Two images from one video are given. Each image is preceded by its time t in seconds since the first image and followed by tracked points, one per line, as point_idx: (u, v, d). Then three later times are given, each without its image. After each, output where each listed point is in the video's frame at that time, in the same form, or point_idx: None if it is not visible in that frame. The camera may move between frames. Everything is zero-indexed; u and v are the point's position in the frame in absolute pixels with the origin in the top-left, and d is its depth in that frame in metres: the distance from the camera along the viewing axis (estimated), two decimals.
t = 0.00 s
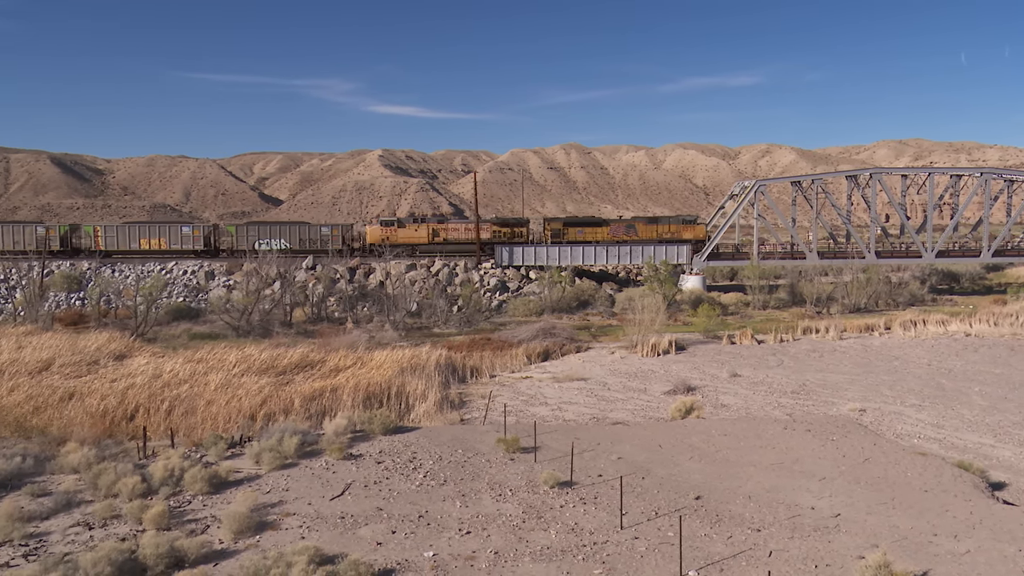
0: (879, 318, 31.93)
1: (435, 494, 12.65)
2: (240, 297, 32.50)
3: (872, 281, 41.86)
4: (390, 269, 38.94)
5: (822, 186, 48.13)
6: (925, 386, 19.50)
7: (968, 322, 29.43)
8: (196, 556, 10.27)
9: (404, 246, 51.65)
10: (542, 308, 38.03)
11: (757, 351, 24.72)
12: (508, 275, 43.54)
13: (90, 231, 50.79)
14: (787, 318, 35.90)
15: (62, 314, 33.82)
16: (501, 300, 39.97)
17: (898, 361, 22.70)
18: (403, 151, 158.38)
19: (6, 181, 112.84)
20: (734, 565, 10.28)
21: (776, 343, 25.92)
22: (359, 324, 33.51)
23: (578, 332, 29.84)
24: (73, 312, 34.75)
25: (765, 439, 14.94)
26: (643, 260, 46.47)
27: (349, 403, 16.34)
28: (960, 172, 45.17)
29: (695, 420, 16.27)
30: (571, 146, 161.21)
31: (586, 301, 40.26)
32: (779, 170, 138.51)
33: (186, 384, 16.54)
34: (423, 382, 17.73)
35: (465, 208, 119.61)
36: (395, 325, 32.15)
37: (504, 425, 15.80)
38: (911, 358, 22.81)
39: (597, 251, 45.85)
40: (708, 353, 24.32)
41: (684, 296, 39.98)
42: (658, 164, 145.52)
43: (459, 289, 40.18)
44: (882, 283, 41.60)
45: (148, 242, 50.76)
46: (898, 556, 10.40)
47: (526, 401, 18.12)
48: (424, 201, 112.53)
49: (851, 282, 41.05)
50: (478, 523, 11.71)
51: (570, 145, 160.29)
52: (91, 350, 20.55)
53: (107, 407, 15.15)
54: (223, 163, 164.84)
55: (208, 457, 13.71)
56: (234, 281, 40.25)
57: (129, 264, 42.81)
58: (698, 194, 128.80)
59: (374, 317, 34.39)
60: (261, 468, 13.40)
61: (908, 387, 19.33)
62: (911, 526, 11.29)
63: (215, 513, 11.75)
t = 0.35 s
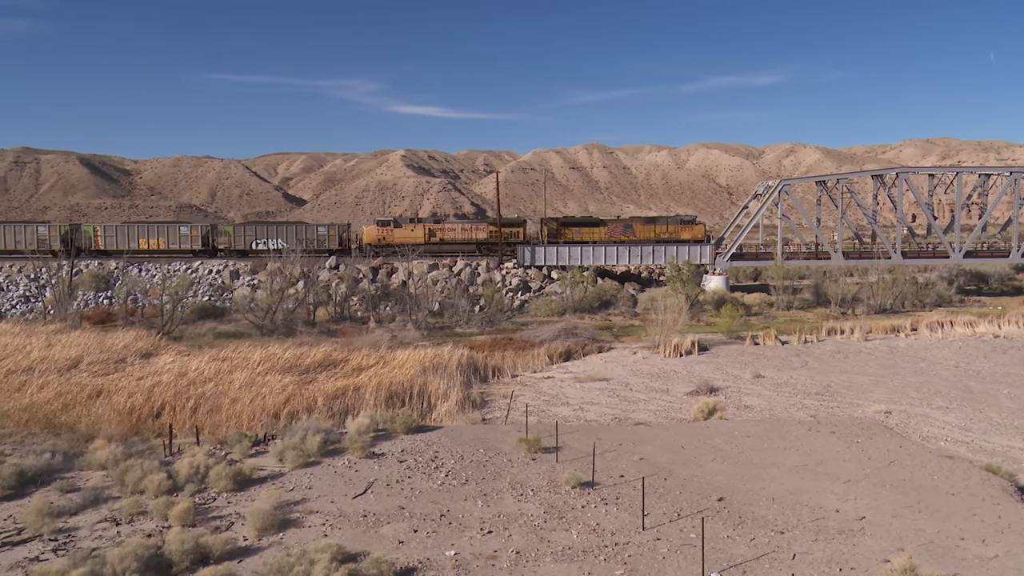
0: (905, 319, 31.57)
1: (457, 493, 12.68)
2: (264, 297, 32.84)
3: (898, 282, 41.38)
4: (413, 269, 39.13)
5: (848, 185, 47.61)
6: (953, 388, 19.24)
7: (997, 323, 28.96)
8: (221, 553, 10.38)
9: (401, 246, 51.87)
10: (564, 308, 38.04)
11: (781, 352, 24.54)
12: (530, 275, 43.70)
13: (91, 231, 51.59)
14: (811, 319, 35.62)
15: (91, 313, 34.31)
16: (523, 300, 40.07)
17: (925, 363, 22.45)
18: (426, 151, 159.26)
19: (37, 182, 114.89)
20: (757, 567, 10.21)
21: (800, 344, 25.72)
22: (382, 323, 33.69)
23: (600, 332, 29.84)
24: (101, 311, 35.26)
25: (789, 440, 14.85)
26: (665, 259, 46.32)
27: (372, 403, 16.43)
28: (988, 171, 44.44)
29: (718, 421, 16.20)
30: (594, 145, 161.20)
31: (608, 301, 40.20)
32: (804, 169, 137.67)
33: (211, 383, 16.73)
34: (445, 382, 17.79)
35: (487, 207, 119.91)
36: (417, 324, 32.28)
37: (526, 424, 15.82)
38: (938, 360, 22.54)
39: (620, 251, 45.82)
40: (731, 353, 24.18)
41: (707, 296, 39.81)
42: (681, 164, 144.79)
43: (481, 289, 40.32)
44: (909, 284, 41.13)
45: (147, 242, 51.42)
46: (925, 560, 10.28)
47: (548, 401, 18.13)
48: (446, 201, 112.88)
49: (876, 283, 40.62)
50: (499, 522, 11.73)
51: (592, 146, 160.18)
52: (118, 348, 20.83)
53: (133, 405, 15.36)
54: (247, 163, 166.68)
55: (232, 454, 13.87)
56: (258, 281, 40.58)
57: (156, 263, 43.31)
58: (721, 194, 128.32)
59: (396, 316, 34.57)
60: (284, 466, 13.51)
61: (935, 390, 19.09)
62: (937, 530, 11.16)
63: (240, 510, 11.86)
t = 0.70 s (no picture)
0: (933, 320, 31.16)
1: (480, 493, 12.71)
2: (290, 296, 33.17)
3: (927, 282, 40.82)
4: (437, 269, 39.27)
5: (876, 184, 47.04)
6: (983, 391, 18.96)
7: None
8: (247, 549, 10.47)
9: (399, 246, 52.24)
10: (588, 308, 38.02)
11: (807, 353, 24.34)
12: (554, 275, 43.69)
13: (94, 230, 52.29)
14: (838, 320, 35.37)
15: (121, 311, 34.81)
16: (547, 300, 40.11)
17: (955, 365, 22.17)
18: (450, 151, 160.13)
19: (70, 182, 117.10)
20: (782, 570, 10.13)
21: (827, 345, 25.50)
22: (406, 323, 33.90)
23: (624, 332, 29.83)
24: (131, 309, 35.80)
25: (815, 442, 14.74)
26: (690, 259, 46.07)
27: (396, 401, 16.53)
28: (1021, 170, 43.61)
29: (744, 422, 16.12)
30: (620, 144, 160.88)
31: (633, 301, 40.09)
32: (831, 168, 136.76)
33: (238, 381, 16.91)
34: (469, 381, 17.84)
35: (512, 207, 120.23)
36: (441, 323, 32.42)
37: (549, 424, 15.83)
38: (969, 362, 22.22)
39: (644, 251, 45.71)
40: (757, 354, 24.02)
41: (732, 296, 39.59)
42: (707, 164, 144.13)
43: (506, 289, 40.41)
44: (938, 285, 40.57)
45: (148, 241, 51.98)
46: (955, 564, 10.15)
47: (572, 401, 18.13)
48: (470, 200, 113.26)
49: (905, 284, 40.11)
50: (523, 522, 11.74)
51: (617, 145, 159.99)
52: (147, 346, 21.11)
53: (162, 402, 15.57)
54: (272, 163, 168.60)
55: (258, 452, 14.02)
56: (284, 280, 40.86)
57: (185, 263, 43.75)
58: (748, 194, 127.87)
59: (420, 316, 34.73)
60: (310, 464, 13.64)
61: (966, 392, 18.83)
62: (967, 534, 11.01)
63: (266, 507, 11.96)
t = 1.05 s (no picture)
0: (967, 323, 30.68)
1: (507, 492, 12.74)
2: (319, 296, 33.51)
3: (961, 283, 40.16)
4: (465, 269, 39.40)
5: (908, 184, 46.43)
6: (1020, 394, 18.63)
7: None
8: (276, 546, 10.56)
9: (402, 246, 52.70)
10: (615, 308, 38.00)
11: (837, 354, 24.09)
12: (581, 274, 43.67)
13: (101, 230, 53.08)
14: (868, 321, 35.11)
15: (154, 310, 35.29)
16: (574, 300, 40.13)
17: (989, 367, 21.85)
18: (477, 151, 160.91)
19: (104, 183, 119.35)
20: (812, 573, 10.03)
21: (858, 347, 25.25)
22: (433, 322, 34.11)
23: (651, 332, 29.81)
24: (162, 308, 36.36)
25: (846, 445, 14.60)
26: (718, 259, 45.75)
27: (423, 401, 16.63)
28: None
29: (773, 424, 16.01)
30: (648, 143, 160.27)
31: (660, 301, 39.96)
32: (862, 168, 135.55)
33: (267, 379, 17.11)
34: (495, 381, 17.89)
35: (539, 207, 120.40)
36: (468, 322, 32.52)
37: (576, 424, 15.83)
38: (1005, 365, 21.85)
39: (671, 251, 45.56)
40: (786, 355, 23.84)
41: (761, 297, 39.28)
42: (736, 163, 143.28)
43: (533, 288, 40.49)
44: (973, 286, 39.91)
45: (154, 241, 52.59)
46: (989, 570, 9.99)
47: (599, 401, 18.13)
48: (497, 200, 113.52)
49: (937, 284, 39.49)
50: (549, 522, 11.74)
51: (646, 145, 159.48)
52: (179, 344, 21.40)
53: (193, 400, 15.81)
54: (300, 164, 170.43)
55: (287, 450, 14.19)
56: (312, 280, 41.14)
57: (216, 262, 44.26)
58: (778, 193, 127.10)
59: (447, 316, 34.88)
60: (337, 461, 13.76)
61: (1002, 395, 18.53)
62: (1003, 540, 10.83)
63: (295, 504, 12.07)
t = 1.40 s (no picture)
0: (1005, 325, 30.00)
1: (536, 492, 12.75)
2: (350, 295, 33.81)
3: (999, 284, 39.37)
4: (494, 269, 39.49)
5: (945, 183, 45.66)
6: None
7: None
8: (307, 542, 10.65)
9: (406, 245, 53.03)
10: (644, 308, 37.92)
11: (871, 356, 23.79)
12: (610, 274, 43.61)
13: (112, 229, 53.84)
14: (903, 322, 34.76)
15: (189, 309, 35.84)
16: (604, 300, 40.10)
17: None
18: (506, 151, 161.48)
19: (140, 183, 121.55)
20: None
21: (892, 349, 24.95)
22: (463, 321, 34.30)
23: (682, 333, 29.71)
24: (196, 306, 36.90)
25: (880, 448, 14.42)
26: (749, 260, 45.27)
27: (452, 400, 16.72)
28: None
29: (805, 426, 15.87)
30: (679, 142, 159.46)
31: (690, 301, 39.73)
32: (897, 168, 133.91)
33: (298, 377, 17.31)
34: (524, 381, 17.92)
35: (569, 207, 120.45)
36: (497, 322, 32.61)
37: (605, 425, 15.82)
38: None
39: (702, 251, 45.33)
40: (818, 357, 23.60)
41: (792, 298, 38.90)
42: (767, 162, 142.14)
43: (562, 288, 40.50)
44: (1011, 287, 39.12)
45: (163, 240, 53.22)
46: None
47: (628, 402, 18.11)
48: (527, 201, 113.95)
49: (974, 285, 38.76)
50: (578, 522, 11.72)
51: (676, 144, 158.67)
52: (213, 342, 21.71)
53: (226, 397, 16.05)
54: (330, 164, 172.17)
55: (318, 447, 14.35)
56: (343, 280, 41.49)
57: (248, 262, 44.86)
58: (811, 193, 125.98)
59: (476, 315, 35.00)
60: (368, 459, 13.88)
61: None
62: None
63: (325, 501, 12.17)
